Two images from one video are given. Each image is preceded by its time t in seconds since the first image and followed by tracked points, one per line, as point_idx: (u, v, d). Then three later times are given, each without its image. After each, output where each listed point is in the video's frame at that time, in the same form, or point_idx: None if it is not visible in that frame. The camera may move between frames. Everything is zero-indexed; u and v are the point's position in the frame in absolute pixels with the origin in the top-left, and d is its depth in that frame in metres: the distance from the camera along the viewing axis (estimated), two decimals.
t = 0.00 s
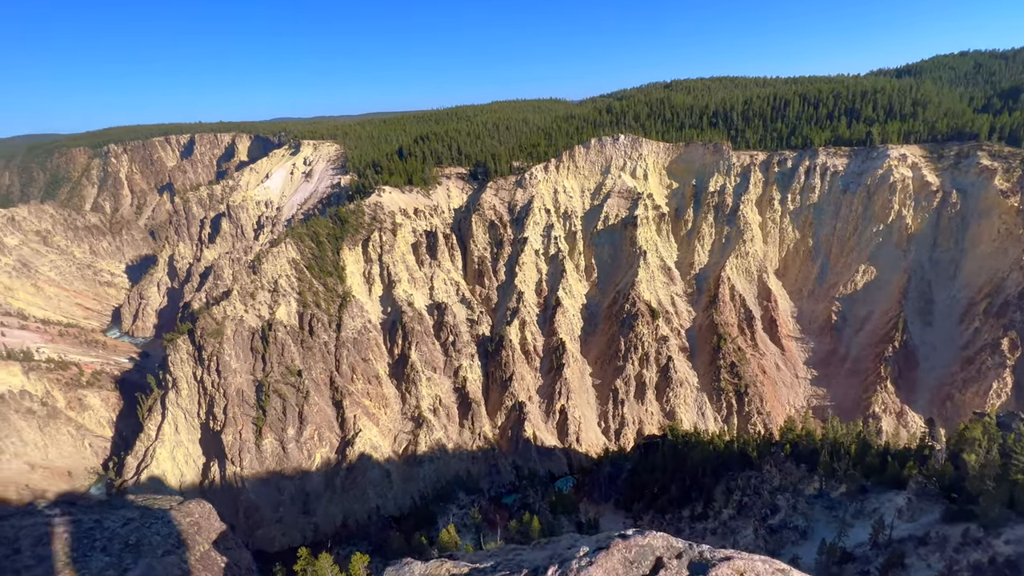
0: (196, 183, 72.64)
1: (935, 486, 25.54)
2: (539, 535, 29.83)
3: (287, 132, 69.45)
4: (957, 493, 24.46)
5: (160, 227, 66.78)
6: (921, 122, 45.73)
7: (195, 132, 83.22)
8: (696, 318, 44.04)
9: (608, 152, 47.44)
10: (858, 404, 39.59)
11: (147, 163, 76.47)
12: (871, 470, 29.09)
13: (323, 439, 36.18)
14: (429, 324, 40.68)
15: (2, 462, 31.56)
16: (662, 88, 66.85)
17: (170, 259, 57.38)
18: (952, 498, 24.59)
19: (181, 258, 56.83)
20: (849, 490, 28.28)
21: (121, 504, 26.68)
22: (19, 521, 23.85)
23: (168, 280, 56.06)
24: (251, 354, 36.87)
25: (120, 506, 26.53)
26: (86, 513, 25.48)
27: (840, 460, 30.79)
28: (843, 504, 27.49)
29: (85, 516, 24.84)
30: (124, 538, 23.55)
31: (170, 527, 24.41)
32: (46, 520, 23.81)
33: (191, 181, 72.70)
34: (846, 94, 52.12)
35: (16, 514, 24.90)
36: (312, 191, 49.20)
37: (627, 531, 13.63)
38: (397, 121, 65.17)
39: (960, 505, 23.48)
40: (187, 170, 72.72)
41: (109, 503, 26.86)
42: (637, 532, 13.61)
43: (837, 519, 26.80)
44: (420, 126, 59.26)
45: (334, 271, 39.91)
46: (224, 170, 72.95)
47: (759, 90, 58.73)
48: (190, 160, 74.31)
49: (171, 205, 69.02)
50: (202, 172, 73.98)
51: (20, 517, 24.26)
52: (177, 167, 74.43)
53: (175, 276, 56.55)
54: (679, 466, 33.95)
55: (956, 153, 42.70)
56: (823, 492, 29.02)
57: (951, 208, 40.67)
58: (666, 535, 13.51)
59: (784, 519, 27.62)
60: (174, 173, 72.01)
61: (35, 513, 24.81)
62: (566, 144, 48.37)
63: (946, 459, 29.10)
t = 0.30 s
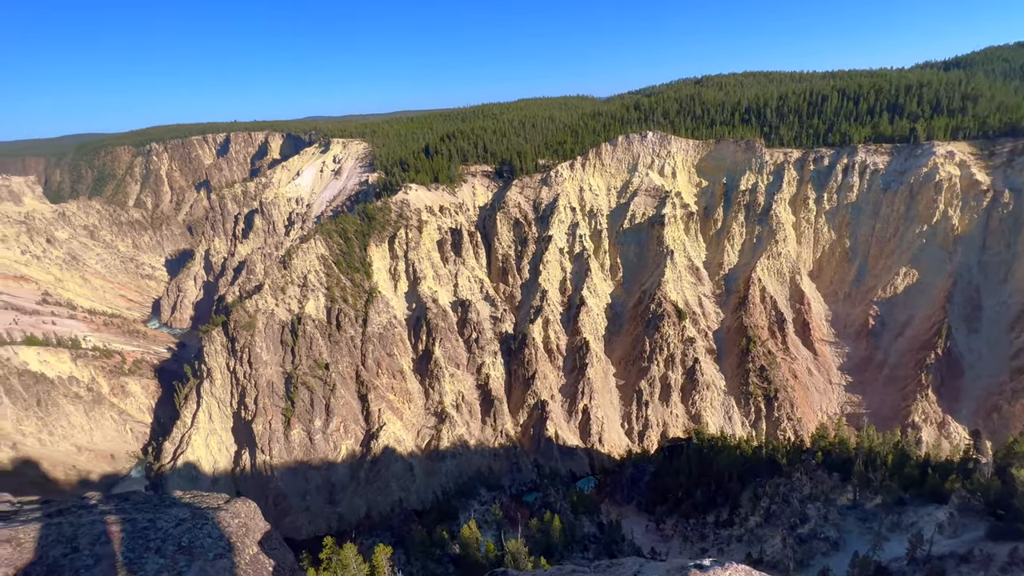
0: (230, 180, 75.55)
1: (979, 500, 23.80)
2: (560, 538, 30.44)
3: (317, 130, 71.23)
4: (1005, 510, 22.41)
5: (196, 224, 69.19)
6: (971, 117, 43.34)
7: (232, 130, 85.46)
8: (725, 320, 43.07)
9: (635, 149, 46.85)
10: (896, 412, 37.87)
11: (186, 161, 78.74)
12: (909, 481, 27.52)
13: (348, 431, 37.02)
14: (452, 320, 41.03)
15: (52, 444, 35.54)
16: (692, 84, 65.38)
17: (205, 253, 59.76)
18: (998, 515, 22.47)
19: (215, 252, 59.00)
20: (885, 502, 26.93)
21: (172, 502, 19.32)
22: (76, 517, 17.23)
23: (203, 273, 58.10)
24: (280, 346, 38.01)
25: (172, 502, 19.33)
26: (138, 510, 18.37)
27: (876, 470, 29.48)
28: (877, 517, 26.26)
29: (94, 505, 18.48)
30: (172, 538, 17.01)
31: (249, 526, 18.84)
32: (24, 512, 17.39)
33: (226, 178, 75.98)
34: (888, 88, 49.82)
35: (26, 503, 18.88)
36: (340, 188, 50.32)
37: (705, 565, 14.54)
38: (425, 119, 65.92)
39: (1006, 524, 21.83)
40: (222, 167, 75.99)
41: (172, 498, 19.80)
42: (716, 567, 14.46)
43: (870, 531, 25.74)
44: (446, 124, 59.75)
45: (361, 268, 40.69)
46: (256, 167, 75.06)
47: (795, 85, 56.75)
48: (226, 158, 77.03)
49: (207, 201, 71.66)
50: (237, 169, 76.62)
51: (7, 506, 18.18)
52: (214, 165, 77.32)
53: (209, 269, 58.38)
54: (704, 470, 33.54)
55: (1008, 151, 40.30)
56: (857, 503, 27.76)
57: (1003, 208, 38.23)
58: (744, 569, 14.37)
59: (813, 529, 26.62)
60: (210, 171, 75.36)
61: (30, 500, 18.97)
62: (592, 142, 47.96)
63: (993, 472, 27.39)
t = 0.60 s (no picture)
0: (271, 176, 78.11)
1: None
2: (584, 537, 30.34)
3: (353, 128, 72.90)
4: None
5: (239, 218, 71.42)
6: None
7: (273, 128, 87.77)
8: (762, 323, 41.63)
9: (671, 146, 45.83)
10: (948, 426, 35.52)
11: (231, 157, 81.81)
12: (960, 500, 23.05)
13: (379, 423, 37.91)
14: (482, 317, 41.30)
15: (107, 423, 38.31)
16: (734, 78, 63.23)
17: (247, 246, 62.48)
18: None
19: (257, 246, 61.55)
20: (934, 520, 23.71)
21: (212, 497, 20.17)
22: (122, 511, 18.34)
23: (245, 266, 60.69)
24: (316, 338, 39.24)
25: (211, 497, 20.17)
26: (179, 505, 19.34)
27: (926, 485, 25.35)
28: (925, 535, 23.31)
29: (141, 498, 19.65)
30: (208, 534, 17.62)
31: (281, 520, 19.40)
32: (79, 504, 18.70)
33: (267, 174, 78.30)
34: (949, 79, 46.67)
35: (83, 492, 20.35)
36: (375, 185, 51.55)
37: None
38: (460, 116, 66.47)
39: None
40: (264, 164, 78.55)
41: (214, 492, 20.76)
42: None
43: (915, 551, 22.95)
44: (480, 121, 60.08)
45: (393, 263, 41.49)
46: (296, 164, 77.34)
47: (845, 78, 54.01)
48: (267, 155, 79.21)
49: (249, 196, 74.67)
50: (277, 166, 78.68)
51: (67, 495, 19.64)
52: (256, 161, 79.91)
53: (251, 261, 61.12)
54: (737, 477, 32.04)
55: None
56: (902, 519, 24.70)
57: None
58: None
59: (853, 545, 24.54)
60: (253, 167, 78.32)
61: (87, 489, 20.40)
62: (627, 139, 47.25)
63: None
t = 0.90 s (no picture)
0: (312, 173, 80.33)
1: None
2: (614, 539, 30.01)
3: (391, 125, 74.32)
4: None
5: (283, 214, 74.36)
6: None
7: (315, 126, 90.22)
8: (806, 327, 39.94)
9: (712, 143, 44.35)
10: (1012, 443, 32.68)
11: (276, 155, 84.72)
12: None
13: (411, 415, 38.65)
14: (514, 314, 41.29)
15: (160, 405, 40.87)
16: (780, 71, 60.61)
17: (289, 240, 64.88)
18: None
19: (298, 240, 63.86)
20: (994, 544, 21.84)
21: (254, 489, 18.70)
22: (171, 498, 16.58)
23: (286, 259, 63.01)
24: (352, 330, 40.34)
25: (254, 490, 18.73)
26: (225, 497, 17.68)
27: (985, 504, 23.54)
28: (982, 559, 21.48)
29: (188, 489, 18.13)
30: (254, 528, 15.93)
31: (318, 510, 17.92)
32: (126, 489, 17.16)
33: (309, 171, 80.51)
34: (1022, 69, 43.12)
35: (133, 482, 18.99)
36: (411, 181, 52.92)
37: None
38: (496, 113, 66.66)
39: None
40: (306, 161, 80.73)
41: (260, 486, 19.20)
42: None
43: None
44: (515, 117, 60.09)
45: (428, 259, 42.08)
46: (336, 161, 79.45)
47: (903, 69, 50.87)
48: (310, 152, 81.54)
49: (291, 192, 77.53)
50: (319, 163, 80.92)
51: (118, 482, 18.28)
52: (298, 158, 82.26)
53: (293, 255, 63.41)
54: (773, 487, 30.92)
55: None
56: (956, 540, 22.78)
57: None
58: None
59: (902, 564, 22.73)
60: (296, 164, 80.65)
61: (133, 479, 18.97)
62: (666, 135, 46.24)
63: None
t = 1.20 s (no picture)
0: (349, 171, 82.32)
1: None
2: (642, 544, 29.95)
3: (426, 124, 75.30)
4: None
5: (320, 211, 76.74)
6: None
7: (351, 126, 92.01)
8: (850, 333, 38.12)
9: (751, 140, 42.93)
10: None
11: (314, 154, 86.83)
12: None
13: (440, 411, 38.99)
14: (543, 312, 41.11)
15: (203, 393, 42.87)
16: (827, 65, 57.88)
17: (326, 237, 66.75)
18: None
19: (334, 237, 65.62)
20: None
21: (298, 492, 17.95)
22: (218, 500, 16.18)
23: (322, 255, 64.80)
24: (384, 326, 41.13)
25: (298, 492, 18.05)
26: (271, 500, 16.94)
27: None
28: None
29: (236, 490, 17.67)
30: (300, 535, 15.07)
31: (359, 515, 16.82)
32: (178, 487, 17.04)
33: (345, 169, 82.56)
34: None
35: (186, 477, 19.01)
36: (444, 179, 54.24)
37: None
38: (529, 111, 66.47)
39: None
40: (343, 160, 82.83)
41: (305, 488, 18.41)
42: None
43: None
44: (548, 115, 59.81)
45: (459, 257, 42.41)
46: (372, 159, 81.04)
47: (962, 61, 47.72)
48: (347, 151, 83.61)
49: (328, 189, 79.77)
50: (355, 161, 82.90)
51: (171, 477, 18.41)
52: (336, 157, 84.39)
53: (329, 251, 65.20)
54: (812, 497, 30.18)
55: None
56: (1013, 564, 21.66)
57: None
58: None
59: None
60: (333, 163, 82.80)
61: (186, 474, 19.01)
62: (703, 132, 44.87)
63: None
